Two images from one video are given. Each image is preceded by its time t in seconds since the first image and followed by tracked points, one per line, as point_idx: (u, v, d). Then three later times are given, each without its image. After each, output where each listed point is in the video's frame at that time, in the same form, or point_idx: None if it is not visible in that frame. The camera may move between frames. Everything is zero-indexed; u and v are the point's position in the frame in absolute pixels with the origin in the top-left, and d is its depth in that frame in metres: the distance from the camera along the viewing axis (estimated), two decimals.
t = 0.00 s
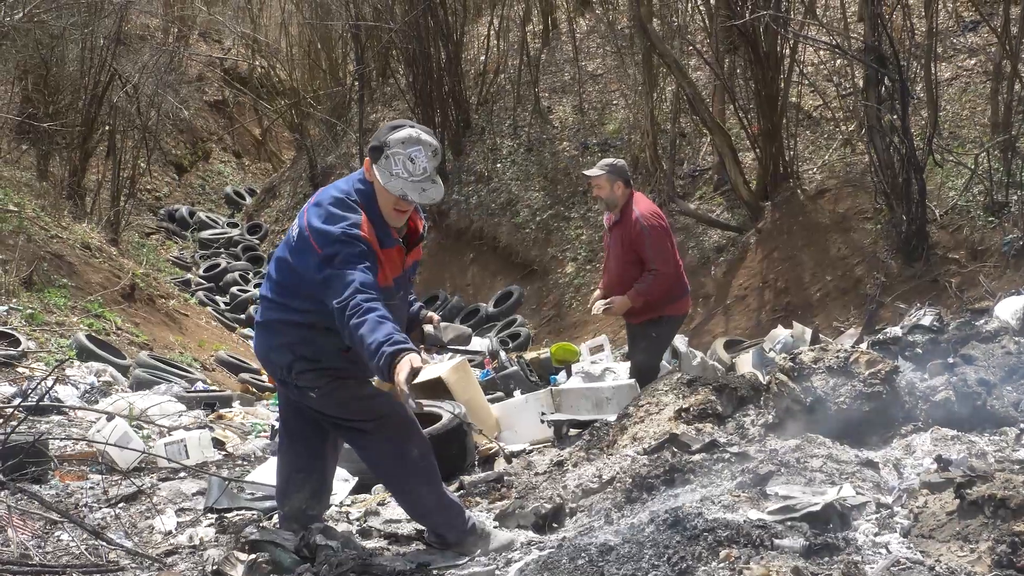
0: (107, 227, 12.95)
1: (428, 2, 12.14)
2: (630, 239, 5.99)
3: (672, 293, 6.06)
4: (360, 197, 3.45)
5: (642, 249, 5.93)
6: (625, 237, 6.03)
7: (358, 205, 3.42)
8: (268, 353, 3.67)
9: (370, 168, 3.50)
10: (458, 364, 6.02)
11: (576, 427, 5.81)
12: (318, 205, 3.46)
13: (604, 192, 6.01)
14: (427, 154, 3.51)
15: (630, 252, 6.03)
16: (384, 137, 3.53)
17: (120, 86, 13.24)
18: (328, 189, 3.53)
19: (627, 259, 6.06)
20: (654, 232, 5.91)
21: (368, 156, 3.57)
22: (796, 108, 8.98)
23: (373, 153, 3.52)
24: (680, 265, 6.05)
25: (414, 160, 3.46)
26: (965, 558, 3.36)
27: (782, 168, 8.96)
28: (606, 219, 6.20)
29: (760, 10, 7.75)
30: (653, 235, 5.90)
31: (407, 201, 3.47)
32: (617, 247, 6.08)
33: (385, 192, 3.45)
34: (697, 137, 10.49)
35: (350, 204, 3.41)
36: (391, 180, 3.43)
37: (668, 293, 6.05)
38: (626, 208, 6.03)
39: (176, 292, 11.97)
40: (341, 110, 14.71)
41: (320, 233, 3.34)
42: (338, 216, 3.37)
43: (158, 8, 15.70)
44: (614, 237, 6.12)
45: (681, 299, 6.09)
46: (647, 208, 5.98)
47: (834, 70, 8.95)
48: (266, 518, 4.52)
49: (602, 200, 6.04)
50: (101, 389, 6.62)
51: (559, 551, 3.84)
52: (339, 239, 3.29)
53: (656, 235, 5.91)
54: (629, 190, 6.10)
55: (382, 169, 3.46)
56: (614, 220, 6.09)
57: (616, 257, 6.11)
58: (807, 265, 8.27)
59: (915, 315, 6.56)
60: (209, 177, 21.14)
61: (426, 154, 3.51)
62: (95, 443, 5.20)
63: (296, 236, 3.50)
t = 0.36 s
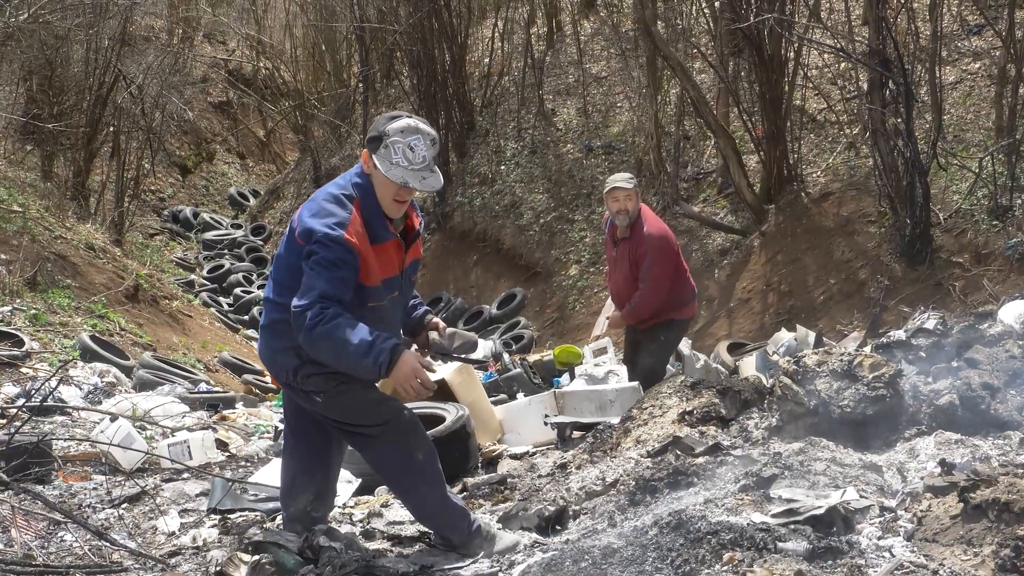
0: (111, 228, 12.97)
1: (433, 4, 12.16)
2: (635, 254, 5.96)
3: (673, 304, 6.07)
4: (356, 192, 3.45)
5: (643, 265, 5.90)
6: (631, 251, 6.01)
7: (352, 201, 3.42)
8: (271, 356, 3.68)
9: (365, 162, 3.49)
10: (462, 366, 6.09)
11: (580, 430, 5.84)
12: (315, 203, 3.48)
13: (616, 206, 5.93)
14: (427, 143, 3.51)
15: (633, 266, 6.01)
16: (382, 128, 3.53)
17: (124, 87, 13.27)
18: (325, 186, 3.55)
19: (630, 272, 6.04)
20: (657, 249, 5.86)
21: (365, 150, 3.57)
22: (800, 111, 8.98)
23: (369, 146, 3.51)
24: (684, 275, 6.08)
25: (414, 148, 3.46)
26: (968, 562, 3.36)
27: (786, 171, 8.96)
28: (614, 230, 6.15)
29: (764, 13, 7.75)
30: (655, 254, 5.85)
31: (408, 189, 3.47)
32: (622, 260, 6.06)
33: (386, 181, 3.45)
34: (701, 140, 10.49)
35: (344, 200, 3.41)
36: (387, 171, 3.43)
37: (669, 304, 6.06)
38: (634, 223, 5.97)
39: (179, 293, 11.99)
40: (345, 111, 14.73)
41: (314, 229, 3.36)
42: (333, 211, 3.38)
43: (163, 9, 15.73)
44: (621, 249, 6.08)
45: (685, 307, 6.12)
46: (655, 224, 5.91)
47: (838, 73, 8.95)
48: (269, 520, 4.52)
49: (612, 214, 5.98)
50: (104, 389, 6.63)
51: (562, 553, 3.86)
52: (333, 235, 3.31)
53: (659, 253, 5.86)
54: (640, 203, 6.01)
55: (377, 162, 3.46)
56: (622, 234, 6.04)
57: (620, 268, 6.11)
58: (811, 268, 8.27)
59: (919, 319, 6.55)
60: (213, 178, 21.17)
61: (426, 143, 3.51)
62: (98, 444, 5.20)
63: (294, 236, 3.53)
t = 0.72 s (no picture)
0: (114, 230, 12.99)
1: (436, 7, 12.18)
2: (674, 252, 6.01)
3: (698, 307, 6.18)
4: (351, 193, 3.46)
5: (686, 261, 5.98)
6: (664, 250, 6.05)
7: (349, 203, 3.43)
8: (272, 362, 3.70)
9: (358, 163, 3.50)
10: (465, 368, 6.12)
11: (582, 431, 5.85)
12: (309, 207, 3.48)
13: (646, 206, 5.92)
14: (420, 138, 3.55)
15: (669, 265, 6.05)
16: (373, 125, 3.54)
17: (127, 90, 13.29)
18: (318, 189, 3.54)
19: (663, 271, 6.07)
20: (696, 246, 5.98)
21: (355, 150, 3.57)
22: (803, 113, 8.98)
23: (360, 145, 3.52)
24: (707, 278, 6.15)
25: (409, 144, 3.50)
26: (972, 564, 3.37)
27: (788, 174, 8.98)
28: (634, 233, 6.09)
29: (767, 16, 7.77)
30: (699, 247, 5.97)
31: (406, 184, 3.51)
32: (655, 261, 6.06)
33: (383, 179, 3.47)
34: (704, 143, 10.52)
35: (341, 204, 3.42)
36: (383, 170, 3.46)
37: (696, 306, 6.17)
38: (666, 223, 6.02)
39: (182, 295, 12.00)
40: (348, 114, 14.76)
41: (315, 237, 3.37)
42: (332, 215, 3.39)
43: (165, 12, 15.77)
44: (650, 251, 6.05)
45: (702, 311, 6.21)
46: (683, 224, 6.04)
47: (841, 76, 8.96)
48: (273, 521, 4.54)
49: (644, 215, 5.93)
50: (107, 392, 6.64)
51: (565, 555, 3.87)
52: (337, 241, 3.34)
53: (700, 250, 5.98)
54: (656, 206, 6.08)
55: (372, 161, 3.48)
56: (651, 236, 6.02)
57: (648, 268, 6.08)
58: (813, 270, 8.28)
59: (921, 321, 6.56)
60: (215, 181, 21.21)
61: (419, 138, 3.54)
62: (102, 446, 5.23)
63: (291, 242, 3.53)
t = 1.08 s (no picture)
0: (120, 236, 13.03)
1: (437, 7, 12.19)
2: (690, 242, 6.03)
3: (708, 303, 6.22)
4: (359, 197, 3.46)
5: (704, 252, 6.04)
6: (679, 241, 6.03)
7: (356, 207, 3.43)
8: (279, 365, 3.71)
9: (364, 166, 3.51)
10: (473, 368, 6.12)
11: (591, 430, 5.81)
12: (316, 210, 3.48)
13: (658, 194, 5.91)
14: (426, 140, 3.55)
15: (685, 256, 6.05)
16: (379, 127, 3.54)
17: (130, 95, 13.32)
18: (325, 192, 3.54)
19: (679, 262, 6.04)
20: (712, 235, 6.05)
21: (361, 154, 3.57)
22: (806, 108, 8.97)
23: (366, 148, 3.52)
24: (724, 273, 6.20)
25: (415, 146, 3.50)
26: (982, 556, 3.37)
27: (793, 169, 8.97)
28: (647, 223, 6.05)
29: (769, 11, 7.76)
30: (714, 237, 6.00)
31: (413, 187, 3.52)
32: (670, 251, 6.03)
33: (390, 181, 3.48)
34: (708, 139, 10.51)
35: (348, 208, 3.42)
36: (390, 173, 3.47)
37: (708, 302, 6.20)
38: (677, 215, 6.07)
39: (189, 300, 12.03)
40: (351, 116, 14.78)
41: (321, 240, 3.37)
42: (339, 219, 3.39)
43: (167, 17, 15.81)
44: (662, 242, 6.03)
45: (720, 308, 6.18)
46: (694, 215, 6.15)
47: (844, 70, 8.95)
48: (284, 523, 4.55)
49: (659, 205, 5.92)
50: (116, 397, 6.67)
51: (575, 552, 3.87)
52: (343, 245, 3.34)
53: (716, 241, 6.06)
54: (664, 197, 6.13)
55: (379, 164, 3.49)
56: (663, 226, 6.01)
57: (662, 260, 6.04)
58: (820, 265, 8.27)
59: (929, 314, 6.54)
60: (220, 185, 21.26)
61: (425, 140, 3.54)
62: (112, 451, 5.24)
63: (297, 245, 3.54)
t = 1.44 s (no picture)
0: (126, 237, 13.06)
1: (441, 6, 12.19)
2: (697, 245, 6.02)
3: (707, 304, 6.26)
4: (372, 201, 3.46)
5: (712, 256, 6.06)
6: (684, 242, 6.02)
7: (369, 211, 3.43)
8: (291, 364, 3.70)
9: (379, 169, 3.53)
10: (478, 367, 6.08)
11: (597, 428, 5.84)
12: (330, 214, 3.48)
13: (672, 197, 5.82)
14: (438, 143, 3.54)
15: (689, 259, 6.05)
16: (391, 131, 3.53)
17: (135, 96, 13.35)
18: (338, 196, 3.55)
19: (683, 265, 6.05)
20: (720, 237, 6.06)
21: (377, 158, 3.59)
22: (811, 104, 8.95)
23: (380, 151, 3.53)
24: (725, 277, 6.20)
25: (428, 149, 3.50)
26: (989, 552, 3.36)
27: (798, 165, 8.95)
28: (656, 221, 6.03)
29: (773, 7, 7.75)
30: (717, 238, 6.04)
31: (426, 189, 3.52)
32: (676, 253, 6.02)
33: (403, 185, 3.48)
34: (713, 136, 10.50)
35: (361, 212, 3.42)
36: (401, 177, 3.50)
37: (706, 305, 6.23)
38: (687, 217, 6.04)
39: (195, 300, 12.05)
40: (355, 115, 14.79)
41: (333, 244, 3.36)
42: (352, 222, 3.39)
43: (171, 18, 15.84)
44: (668, 243, 6.01)
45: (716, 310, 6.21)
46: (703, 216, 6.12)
47: (849, 66, 8.93)
48: (290, 523, 4.56)
49: (673, 210, 5.86)
50: (123, 398, 6.68)
51: (582, 550, 3.87)
52: (356, 248, 3.34)
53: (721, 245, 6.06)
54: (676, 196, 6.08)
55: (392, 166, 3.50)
56: (671, 227, 5.98)
57: (665, 260, 6.04)
58: (825, 262, 8.26)
59: (935, 310, 6.52)
60: (225, 185, 21.30)
61: (437, 142, 3.54)
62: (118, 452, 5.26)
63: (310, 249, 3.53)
